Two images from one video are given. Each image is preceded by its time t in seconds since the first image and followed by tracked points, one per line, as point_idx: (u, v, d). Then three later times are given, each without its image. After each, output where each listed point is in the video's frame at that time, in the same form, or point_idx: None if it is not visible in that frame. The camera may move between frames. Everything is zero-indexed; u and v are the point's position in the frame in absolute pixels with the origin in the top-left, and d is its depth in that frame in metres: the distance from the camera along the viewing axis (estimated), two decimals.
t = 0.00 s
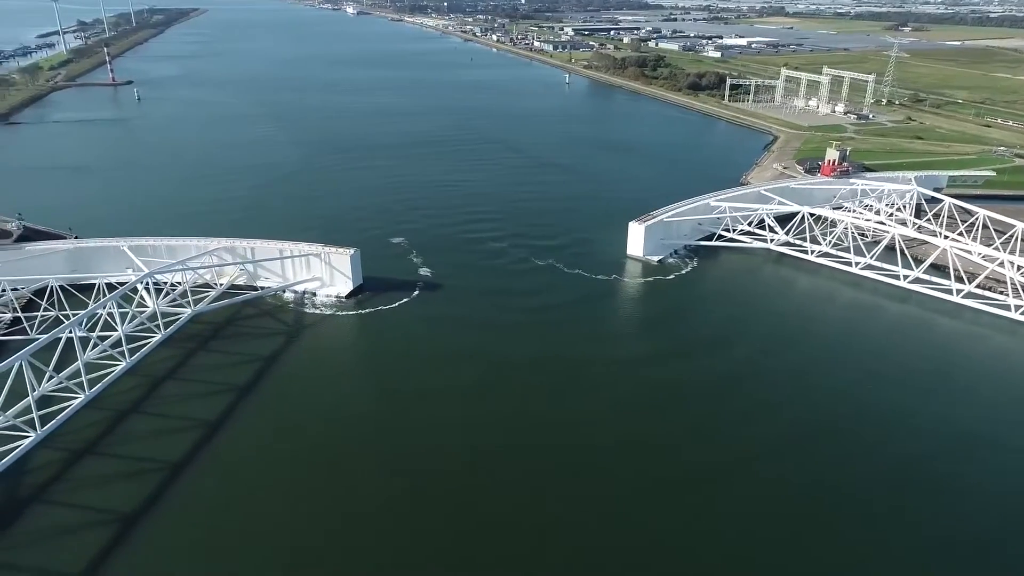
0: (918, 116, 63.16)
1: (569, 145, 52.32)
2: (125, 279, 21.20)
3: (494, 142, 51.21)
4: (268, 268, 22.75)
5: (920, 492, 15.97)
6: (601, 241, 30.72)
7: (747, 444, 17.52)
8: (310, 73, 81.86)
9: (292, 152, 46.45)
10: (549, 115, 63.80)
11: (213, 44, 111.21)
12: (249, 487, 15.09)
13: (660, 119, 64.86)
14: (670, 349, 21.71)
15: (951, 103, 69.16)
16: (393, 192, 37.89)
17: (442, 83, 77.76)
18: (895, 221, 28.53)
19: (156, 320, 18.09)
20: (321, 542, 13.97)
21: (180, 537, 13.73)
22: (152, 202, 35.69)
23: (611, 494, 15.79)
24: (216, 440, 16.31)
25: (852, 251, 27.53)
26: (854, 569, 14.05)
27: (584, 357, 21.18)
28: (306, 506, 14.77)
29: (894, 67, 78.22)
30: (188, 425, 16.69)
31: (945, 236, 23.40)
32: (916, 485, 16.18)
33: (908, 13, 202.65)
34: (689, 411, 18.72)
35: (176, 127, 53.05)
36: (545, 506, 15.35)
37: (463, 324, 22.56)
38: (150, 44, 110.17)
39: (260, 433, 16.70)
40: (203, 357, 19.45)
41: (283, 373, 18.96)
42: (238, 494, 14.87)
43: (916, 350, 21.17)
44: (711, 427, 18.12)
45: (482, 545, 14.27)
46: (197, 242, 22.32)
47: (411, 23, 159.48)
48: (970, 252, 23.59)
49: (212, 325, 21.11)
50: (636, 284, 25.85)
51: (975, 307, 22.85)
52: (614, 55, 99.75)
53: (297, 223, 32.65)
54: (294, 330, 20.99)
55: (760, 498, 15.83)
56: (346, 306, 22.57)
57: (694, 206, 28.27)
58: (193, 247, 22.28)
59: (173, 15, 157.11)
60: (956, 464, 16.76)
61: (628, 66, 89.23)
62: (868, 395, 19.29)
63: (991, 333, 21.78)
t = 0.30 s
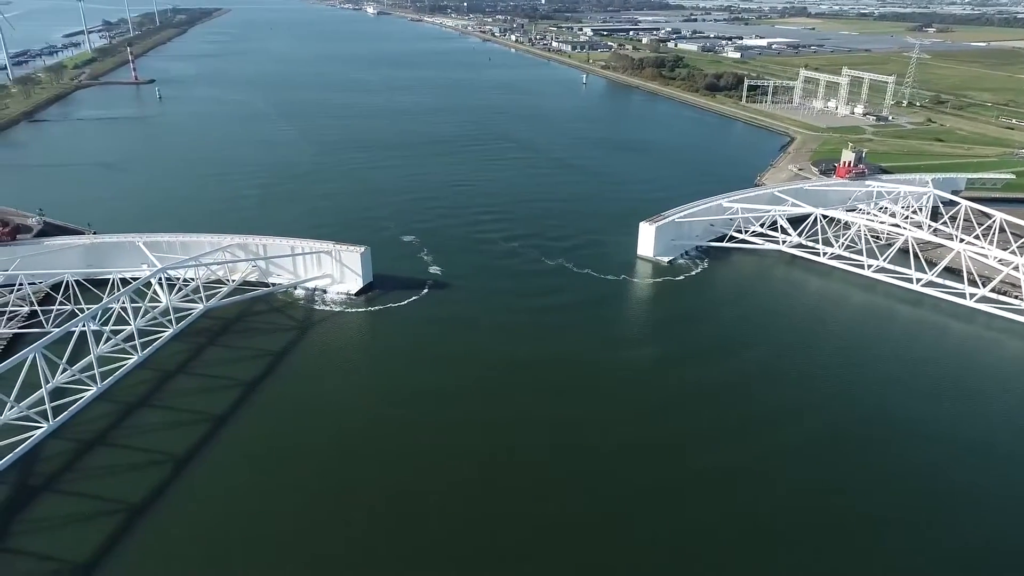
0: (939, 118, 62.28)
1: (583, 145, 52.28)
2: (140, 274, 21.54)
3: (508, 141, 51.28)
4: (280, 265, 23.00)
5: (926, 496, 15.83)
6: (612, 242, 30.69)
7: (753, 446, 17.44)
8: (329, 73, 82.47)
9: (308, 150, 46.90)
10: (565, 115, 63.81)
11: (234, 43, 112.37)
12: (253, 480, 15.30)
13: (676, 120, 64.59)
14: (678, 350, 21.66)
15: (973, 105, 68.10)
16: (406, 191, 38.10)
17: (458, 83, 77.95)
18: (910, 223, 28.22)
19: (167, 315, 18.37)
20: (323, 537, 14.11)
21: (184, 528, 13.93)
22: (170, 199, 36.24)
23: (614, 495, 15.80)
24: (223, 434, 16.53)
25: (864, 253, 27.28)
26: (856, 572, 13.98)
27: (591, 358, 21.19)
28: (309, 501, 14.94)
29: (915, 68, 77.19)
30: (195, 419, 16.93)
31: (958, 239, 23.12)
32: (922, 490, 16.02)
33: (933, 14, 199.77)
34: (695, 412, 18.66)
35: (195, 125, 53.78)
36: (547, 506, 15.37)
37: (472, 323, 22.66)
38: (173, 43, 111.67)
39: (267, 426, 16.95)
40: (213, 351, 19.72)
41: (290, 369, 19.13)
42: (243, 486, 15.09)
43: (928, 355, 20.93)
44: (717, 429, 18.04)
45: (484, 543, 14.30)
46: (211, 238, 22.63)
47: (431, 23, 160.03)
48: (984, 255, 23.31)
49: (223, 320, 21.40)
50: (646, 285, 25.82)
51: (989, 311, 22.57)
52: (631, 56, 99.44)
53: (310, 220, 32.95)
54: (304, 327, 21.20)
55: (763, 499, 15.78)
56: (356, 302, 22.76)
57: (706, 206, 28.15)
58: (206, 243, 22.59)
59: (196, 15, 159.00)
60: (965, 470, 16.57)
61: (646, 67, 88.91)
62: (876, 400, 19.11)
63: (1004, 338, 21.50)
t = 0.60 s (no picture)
0: (955, 119, 61.61)
1: (594, 145, 52.22)
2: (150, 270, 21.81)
3: (518, 141, 51.33)
4: (287, 263, 23.21)
5: (930, 500, 15.71)
6: (620, 242, 30.69)
7: (755, 448, 17.39)
8: (342, 72, 82.91)
9: (320, 149, 47.20)
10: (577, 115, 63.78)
11: (251, 43, 113.29)
12: (256, 475, 15.46)
13: (688, 120, 64.37)
14: (683, 351, 21.64)
15: (991, 106, 67.26)
16: (416, 190, 38.28)
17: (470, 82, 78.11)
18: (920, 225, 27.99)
19: (175, 312, 18.60)
20: (324, 533, 14.23)
21: (184, 522, 14.10)
22: (182, 197, 36.63)
23: (615, 495, 15.82)
24: (226, 429, 16.71)
25: (873, 256, 27.11)
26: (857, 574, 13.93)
27: (594, 358, 21.22)
28: (311, 497, 15.06)
29: (932, 69, 76.36)
30: (200, 414, 17.13)
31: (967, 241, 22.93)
32: (926, 493, 15.91)
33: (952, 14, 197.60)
34: (698, 413, 18.64)
35: (210, 124, 54.32)
36: (548, 505, 15.40)
37: (477, 322, 22.75)
38: (190, 43, 112.79)
39: (270, 422, 17.11)
40: (219, 347, 19.94)
41: (295, 366, 19.28)
42: (246, 482, 15.26)
43: (936, 357, 20.76)
44: (720, 430, 17.99)
45: (485, 543, 14.35)
46: (220, 236, 22.87)
47: (446, 23, 160.39)
48: (994, 257, 23.10)
49: (231, 317, 21.63)
50: (652, 285, 25.80)
51: (998, 314, 22.35)
52: (646, 56, 99.15)
53: (320, 218, 33.20)
54: (310, 324, 21.38)
55: (764, 500, 15.74)
56: (362, 300, 22.92)
57: (714, 207, 28.07)
58: (215, 241, 22.82)
59: (215, 15, 160.42)
60: (970, 474, 16.43)
61: (659, 67, 88.61)
62: (882, 403, 18.99)
63: (1014, 341, 21.29)
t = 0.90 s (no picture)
0: (966, 120, 61.19)
1: (601, 145, 52.24)
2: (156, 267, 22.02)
3: (525, 141, 51.40)
4: (291, 260, 23.38)
5: (931, 503, 15.64)
6: (624, 243, 30.71)
7: (755, 448, 17.37)
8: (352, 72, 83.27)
9: (327, 148, 47.46)
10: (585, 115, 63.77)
11: (263, 42, 114.00)
12: (256, 471, 15.58)
13: (696, 120, 64.24)
14: (684, 351, 21.65)
15: (1003, 107, 66.77)
16: (422, 189, 38.45)
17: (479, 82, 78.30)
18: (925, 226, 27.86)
19: (178, 308, 18.79)
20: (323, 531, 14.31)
21: (184, 517, 14.23)
22: (190, 195, 36.95)
23: (613, 494, 15.86)
24: (227, 425, 16.85)
25: (878, 257, 27.02)
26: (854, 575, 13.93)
27: (595, 357, 21.26)
28: (309, 494, 15.17)
29: (944, 69, 75.85)
30: (202, 410, 17.29)
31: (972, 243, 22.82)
32: (927, 496, 15.84)
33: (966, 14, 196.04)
34: (697, 413, 18.65)
35: (219, 123, 54.73)
36: (548, 506, 15.44)
37: (480, 321, 22.84)
38: (203, 43, 113.58)
39: (271, 419, 17.23)
40: (222, 344, 20.11)
41: (297, 364, 19.41)
42: (246, 478, 15.38)
43: (939, 359, 20.67)
44: (719, 430, 17.99)
45: (485, 543, 14.39)
46: (224, 233, 23.06)
47: (457, 23, 160.65)
48: (998, 259, 22.99)
49: (234, 314, 21.82)
50: (655, 285, 25.80)
51: (1003, 316, 22.21)
52: (655, 56, 98.95)
53: (326, 217, 33.40)
54: (312, 321, 21.52)
55: (762, 501, 15.75)
56: (365, 298, 23.06)
57: (717, 207, 28.03)
58: (220, 239, 23.01)
59: (228, 15, 161.34)
60: (972, 477, 16.34)
61: (668, 67, 88.43)
62: (884, 405, 18.91)
63: (1018, 343, 21.17)
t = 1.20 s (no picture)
0: (972, 121, 60.97)
1: (604, 145, 52.27)
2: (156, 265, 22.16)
3: (528, 141, 51.47)
4: (291, 258, 23.51)
5: (929, 504, 15.61)
6: (625, 242, 30.76)
7: (752, 448, 17.39)
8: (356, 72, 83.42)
9: (330, 148, 47.62)
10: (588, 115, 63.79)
11: (270, 42, 114.35)
12: (254, 469, 15.66)
13: (700, 121, 64.21)
14: (682, 350, 21.69)
15: (1009, 108, 66.55)
16: (424, 189, 38.57)
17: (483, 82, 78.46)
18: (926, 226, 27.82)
19: (178, 306, 18.90)
20: (321, 529, 14.39)
21: (183, 513, 14.31)
22: (193, 194, 37.10)
23: (610, 493, 15.90)
24: (225, 423, 16.93)
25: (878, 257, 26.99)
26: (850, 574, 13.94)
27: (593, 357, 21.31)
28: (308, 493, 15.23)
29: (949, 70, 75.61)
30: (201, 407, 17.38)
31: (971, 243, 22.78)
32: (925, 497, 15.82)
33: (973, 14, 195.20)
34: (693, 413, 18.68)
35: (223, 122, 54.92)
36: (547, 506, 15.48)
37: (480, 321, 22.91)
38: (210, 42, 113.95)
39: (270, 417, 17.31)
40: (222, 342, 20.23)
41: (297, 363, 19.49)
42: (244, 475, 15.46)
43: (939, 360, 20.64)
44: (716, 430, 18.02)
45: (483, 543, 14.43)
46: (225, 231, 23.21)
47: (463, 23, 160.70)
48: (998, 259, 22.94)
49: (234, 312, 21.95)
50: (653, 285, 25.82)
51: (1003, 317, 22.15)
52: (660, 56, 98.78)
53: (328, 216, 33.55)
54: (311, 319, 21.63)
55: (759, 500, 15.77)
56: (364, 297, 23.14)
57: (717, 207, 28.04)
58: (220, 237, 23.15)
59: (234, 15, 161.67)
60: (970, 478, 16.32)
61: (673, 67, 88.28)
62: (883, 406, 18.89)
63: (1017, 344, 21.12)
